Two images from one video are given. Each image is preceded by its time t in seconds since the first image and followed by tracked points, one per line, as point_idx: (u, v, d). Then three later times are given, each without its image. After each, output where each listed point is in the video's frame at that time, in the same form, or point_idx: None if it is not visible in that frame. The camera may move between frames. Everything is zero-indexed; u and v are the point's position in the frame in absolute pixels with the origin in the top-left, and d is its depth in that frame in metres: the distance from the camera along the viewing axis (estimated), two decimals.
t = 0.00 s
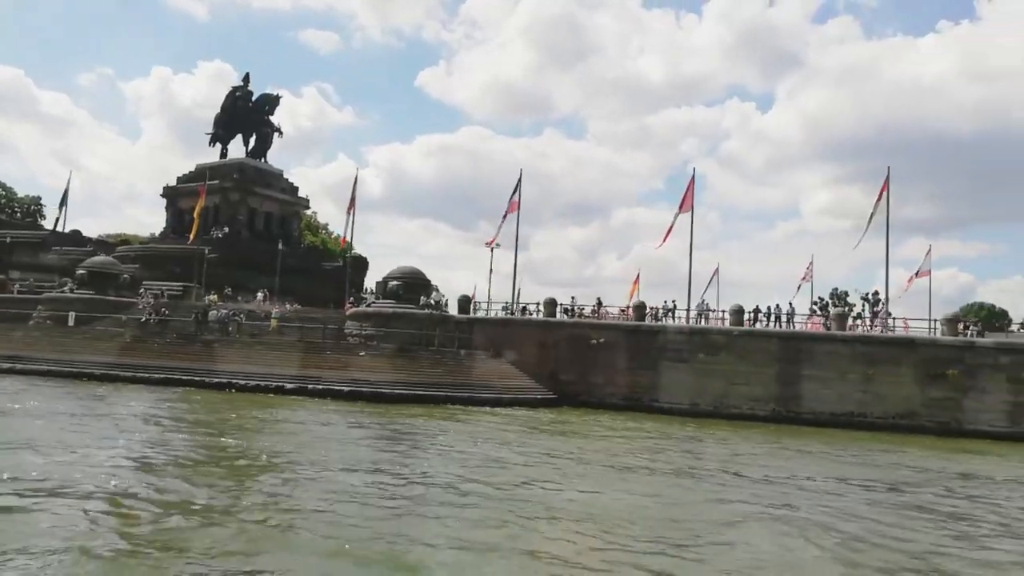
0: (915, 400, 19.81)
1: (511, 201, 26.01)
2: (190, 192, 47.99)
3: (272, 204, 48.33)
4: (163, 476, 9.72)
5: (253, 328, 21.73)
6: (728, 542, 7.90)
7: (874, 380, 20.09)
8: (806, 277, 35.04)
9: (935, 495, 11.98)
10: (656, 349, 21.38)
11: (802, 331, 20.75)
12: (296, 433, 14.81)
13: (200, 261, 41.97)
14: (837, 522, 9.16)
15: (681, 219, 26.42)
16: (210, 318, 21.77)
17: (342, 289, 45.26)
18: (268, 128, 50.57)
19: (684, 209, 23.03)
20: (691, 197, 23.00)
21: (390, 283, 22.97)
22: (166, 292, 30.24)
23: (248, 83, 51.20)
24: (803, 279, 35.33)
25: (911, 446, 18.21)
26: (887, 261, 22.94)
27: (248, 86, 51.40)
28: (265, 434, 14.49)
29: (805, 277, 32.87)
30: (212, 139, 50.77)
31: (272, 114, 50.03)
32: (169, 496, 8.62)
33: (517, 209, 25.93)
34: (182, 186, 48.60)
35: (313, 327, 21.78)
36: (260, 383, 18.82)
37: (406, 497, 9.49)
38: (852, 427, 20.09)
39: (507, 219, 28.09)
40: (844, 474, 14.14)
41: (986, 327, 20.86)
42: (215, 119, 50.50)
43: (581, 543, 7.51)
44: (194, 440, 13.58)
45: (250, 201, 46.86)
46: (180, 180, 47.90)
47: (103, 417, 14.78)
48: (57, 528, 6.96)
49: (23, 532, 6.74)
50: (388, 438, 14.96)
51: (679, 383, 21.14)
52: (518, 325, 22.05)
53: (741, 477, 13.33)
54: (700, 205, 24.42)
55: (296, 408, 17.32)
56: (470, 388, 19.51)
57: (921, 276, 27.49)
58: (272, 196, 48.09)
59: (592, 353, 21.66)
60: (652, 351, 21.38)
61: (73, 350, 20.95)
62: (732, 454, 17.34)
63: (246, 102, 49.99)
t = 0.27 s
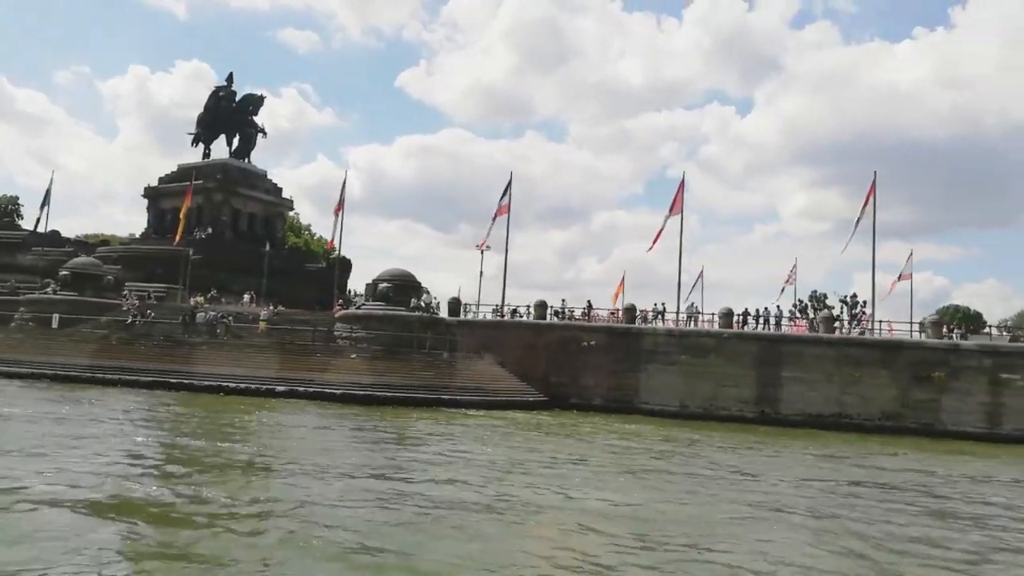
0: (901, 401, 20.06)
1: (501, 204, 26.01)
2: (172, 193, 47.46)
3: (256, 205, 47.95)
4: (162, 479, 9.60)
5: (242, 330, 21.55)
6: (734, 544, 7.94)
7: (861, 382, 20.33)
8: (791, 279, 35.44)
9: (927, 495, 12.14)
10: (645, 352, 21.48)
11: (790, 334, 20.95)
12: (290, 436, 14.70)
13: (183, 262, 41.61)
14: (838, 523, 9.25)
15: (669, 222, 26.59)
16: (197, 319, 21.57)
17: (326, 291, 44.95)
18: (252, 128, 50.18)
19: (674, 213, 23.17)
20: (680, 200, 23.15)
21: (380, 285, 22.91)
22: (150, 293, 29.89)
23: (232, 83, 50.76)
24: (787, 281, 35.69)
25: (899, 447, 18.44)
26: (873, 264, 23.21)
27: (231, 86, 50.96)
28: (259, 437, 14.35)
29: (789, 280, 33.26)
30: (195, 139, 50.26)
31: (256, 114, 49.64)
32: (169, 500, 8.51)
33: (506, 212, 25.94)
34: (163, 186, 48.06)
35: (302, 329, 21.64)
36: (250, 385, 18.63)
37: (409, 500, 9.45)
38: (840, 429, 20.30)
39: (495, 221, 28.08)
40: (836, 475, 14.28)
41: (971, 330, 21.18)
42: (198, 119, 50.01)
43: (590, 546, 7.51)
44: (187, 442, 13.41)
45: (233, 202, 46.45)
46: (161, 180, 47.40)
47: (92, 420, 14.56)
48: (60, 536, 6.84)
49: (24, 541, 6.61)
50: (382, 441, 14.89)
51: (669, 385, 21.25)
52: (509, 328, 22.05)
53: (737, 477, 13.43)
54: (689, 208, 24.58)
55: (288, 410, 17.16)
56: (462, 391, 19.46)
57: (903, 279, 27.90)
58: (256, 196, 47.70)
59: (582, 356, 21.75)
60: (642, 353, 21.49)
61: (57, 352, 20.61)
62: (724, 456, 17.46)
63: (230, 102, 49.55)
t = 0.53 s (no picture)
0: (875, 404, 20.50)
1: (480, 208, 26.00)
2: (140, 193, 46.59)
3: (226, 206, 47.28)
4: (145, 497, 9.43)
5: (218, 334, 21.22)
6: (728, 550, 8.06)
7: (835, 386, 20.72)
8: (761, 284, 36.02)
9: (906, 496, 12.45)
10: (625, 356, 21.65)
11: (767, 339, 21.28)
12: (273, 442, 14.52)
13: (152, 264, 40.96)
14: (826, 526, 9.43)
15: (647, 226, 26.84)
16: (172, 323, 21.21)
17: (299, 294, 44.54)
18: (223, 129, 49.48)
19: (653, 218, 23.39)
20: (659, 206, 23.39)
21: (359, 289, 22.75)
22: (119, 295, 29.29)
23: (202, 82, 50.02)
24: (758, 286, 36.28)
25: (873, 450, 18.84)
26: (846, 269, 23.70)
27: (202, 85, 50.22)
28: (241, 443, 14.15)
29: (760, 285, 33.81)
30: (164, 139, 49.41)
31: (227, 114, 48.99)
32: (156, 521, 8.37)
33: (486, 216, 25.96)
34: (130, 186, 47.14)
35: (281, 334, 21.40)
36: (228, 391, 18.34)
37: (401, 511, 9.41)
38: (815, 432, 20.67)
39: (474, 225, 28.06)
40: (817, 477, 14.55)
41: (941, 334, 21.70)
42: (168, 119, 49.17)
43: (588, 555, 7.56)
44: (167, 448, 13.17)
45: (203, 203, 45.75)
46: (129, 180, 46.49)
47: (67, 428, 14.23)
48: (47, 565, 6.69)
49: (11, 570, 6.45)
50: (367, 446, 14.79)
51: (648, 389, 21.43)
52: (490, 332, 22.06)
53: (721, 481, 13.59)
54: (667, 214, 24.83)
55: (268, 415, 16.96)
56: (444, 395, 19.42)
57: (872, 284, 28.53)
58: (226, 197, 47.04)
59: (562, 360, 21.85)
60: (621, 358, 21.65)
61: (26, 356, 20.08)
62: (703, 460, 17.67)
63: (200, 102, 48.83)
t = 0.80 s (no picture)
0: (851, 401, 20.89)
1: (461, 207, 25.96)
2: (109, 190, 45.72)
3: (199, 204, 46.59)
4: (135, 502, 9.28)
5: (197, 334, 20.93)
6: (730, 548, 8.14)
7: (814, 384, 21.06)
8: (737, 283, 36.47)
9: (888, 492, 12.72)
10: (607, 355, 21.78)
11: (747, 337, 21.55)
12: (257, 443, 14.36)
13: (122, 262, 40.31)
14: (818, 522, 9.59)
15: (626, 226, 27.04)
16: (150, 322, 20.88)
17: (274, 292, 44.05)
18: (195, 125, 48.73)
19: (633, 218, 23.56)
20: (639, 206, 23.55)
21: (340, 288, 22.59)
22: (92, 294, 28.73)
23: (174, 77, 49.23)
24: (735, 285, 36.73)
25: (851, 447, 19.19)
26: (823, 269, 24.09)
27: (173, 80, 49.42)
28: (226, 444, 13.99)
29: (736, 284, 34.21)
30: (134, 135, 48.54)
31: (200, 110, 48.27)
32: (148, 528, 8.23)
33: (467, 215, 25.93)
34: (100, 183, 46.26)
35: (261, 333, 21.17)
36: (209, 391, 18.09)
37: (398, 513, 9.36)
38: (794, 429, 20.99)
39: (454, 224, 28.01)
40: (800, 474, 14.79)
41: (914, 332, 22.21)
42: (138, 114, 48.30)
43: (587, 554, 7.63)
44: (151, 450, 12.97)
45: (176, 200, 45.04)
46: (98, 176, 45.61)
47: (46, 430, 13.95)
48: None
49: None
50: (354, 447, 14.70)
51: (630, 387, 21.58)
52: (473, 331, 22.05)
53: (709, 477, 13.75)
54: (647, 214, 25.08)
55: (252, 415, 16.77)
56: (428, 395, 19.35)
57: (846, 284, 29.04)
58: (199, 194, 46.34)
59: (544, 359, 21.92)
60: (603, 357, 21.77)
61: None
62: (688, 458, 17.85)
63: (172, 97, 48.06)
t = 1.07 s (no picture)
0: (837, 398, 21.20)
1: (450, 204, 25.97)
2: (88, 186, 45.09)
3: (180, 200, 46.11)
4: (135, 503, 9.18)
5: (184, 332, 20.73)
6: (734, 543, 8.24)
7: (800, 381, 21.33)
8: (721, 281, 36.80)
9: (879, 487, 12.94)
10: (596, 353, 21.88)
11: (735, 335, 21.75)
12: (252, 443, 14.28)
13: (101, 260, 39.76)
14: (818, 517, 9.72)
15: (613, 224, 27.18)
16: (136, 321, 20.64)
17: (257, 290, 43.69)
18: (176, 121, 48.21)
19: (622, 216, 23.69)
20: (628, 205, 23.68)
21: (329, 286, 22.48)
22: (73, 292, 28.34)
23: (154, 73, 48.62)
24: (718, 284, 37.05)
25: (837, 444, 19.46)
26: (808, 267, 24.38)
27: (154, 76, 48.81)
28: (220, 444, 13.90)
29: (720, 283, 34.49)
30: (113, 130, 47.90)
31: (181, 106, 47.73)
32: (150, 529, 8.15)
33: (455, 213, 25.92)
34: (79, 179, 45.62)
35: (250, 332, 21.01)
36: (199, 390, 17.94)
37: (401, 513, 9.35)
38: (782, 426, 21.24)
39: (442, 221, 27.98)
40: (791, 470, 14.98)
41: (898, 329, 22.57)
42: (117, 110, 47.68)
43: (593, 552, 7.70)
44: (144, 449, 12.85)
45: (156, 197, 44.52)
46: (77, 172, 44.97)
47: (35, 429, 13.77)
48: None
49: None
50: (349, 446, 14.66)
51: (620, 385, 21.71)
52: (463, 329, 22.05)
53: (702, 474, 13.89)
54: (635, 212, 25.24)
55: (244, 415, 16.65)
56: (419, 393, 19.32)
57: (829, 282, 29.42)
58: (180, 191, 45.86)
59: (534, 357, 21.97)
60: (593, 355, 21.87)
61: None
62: (679, 456, 17.99)
63: (152, 93, 47.47)
